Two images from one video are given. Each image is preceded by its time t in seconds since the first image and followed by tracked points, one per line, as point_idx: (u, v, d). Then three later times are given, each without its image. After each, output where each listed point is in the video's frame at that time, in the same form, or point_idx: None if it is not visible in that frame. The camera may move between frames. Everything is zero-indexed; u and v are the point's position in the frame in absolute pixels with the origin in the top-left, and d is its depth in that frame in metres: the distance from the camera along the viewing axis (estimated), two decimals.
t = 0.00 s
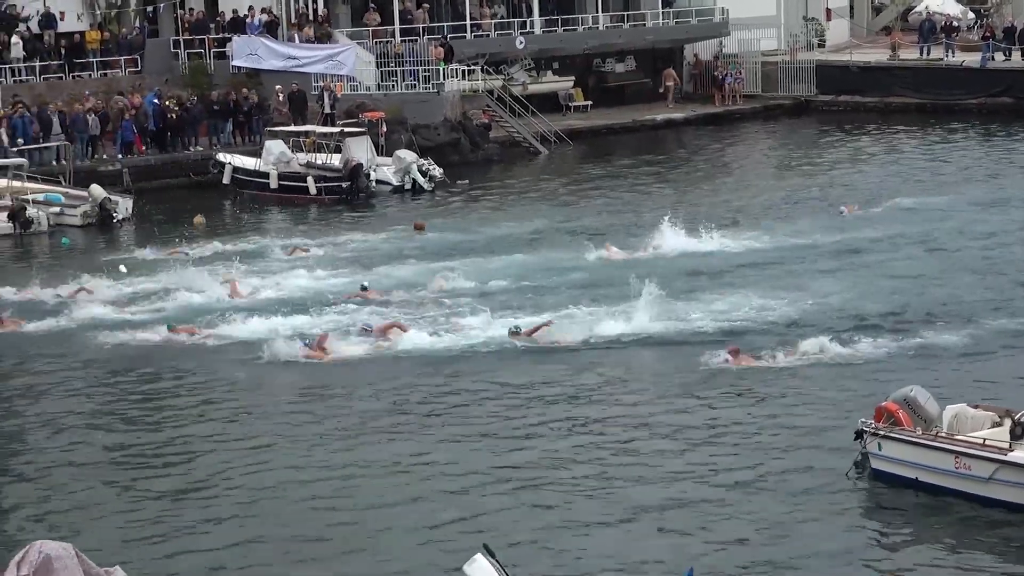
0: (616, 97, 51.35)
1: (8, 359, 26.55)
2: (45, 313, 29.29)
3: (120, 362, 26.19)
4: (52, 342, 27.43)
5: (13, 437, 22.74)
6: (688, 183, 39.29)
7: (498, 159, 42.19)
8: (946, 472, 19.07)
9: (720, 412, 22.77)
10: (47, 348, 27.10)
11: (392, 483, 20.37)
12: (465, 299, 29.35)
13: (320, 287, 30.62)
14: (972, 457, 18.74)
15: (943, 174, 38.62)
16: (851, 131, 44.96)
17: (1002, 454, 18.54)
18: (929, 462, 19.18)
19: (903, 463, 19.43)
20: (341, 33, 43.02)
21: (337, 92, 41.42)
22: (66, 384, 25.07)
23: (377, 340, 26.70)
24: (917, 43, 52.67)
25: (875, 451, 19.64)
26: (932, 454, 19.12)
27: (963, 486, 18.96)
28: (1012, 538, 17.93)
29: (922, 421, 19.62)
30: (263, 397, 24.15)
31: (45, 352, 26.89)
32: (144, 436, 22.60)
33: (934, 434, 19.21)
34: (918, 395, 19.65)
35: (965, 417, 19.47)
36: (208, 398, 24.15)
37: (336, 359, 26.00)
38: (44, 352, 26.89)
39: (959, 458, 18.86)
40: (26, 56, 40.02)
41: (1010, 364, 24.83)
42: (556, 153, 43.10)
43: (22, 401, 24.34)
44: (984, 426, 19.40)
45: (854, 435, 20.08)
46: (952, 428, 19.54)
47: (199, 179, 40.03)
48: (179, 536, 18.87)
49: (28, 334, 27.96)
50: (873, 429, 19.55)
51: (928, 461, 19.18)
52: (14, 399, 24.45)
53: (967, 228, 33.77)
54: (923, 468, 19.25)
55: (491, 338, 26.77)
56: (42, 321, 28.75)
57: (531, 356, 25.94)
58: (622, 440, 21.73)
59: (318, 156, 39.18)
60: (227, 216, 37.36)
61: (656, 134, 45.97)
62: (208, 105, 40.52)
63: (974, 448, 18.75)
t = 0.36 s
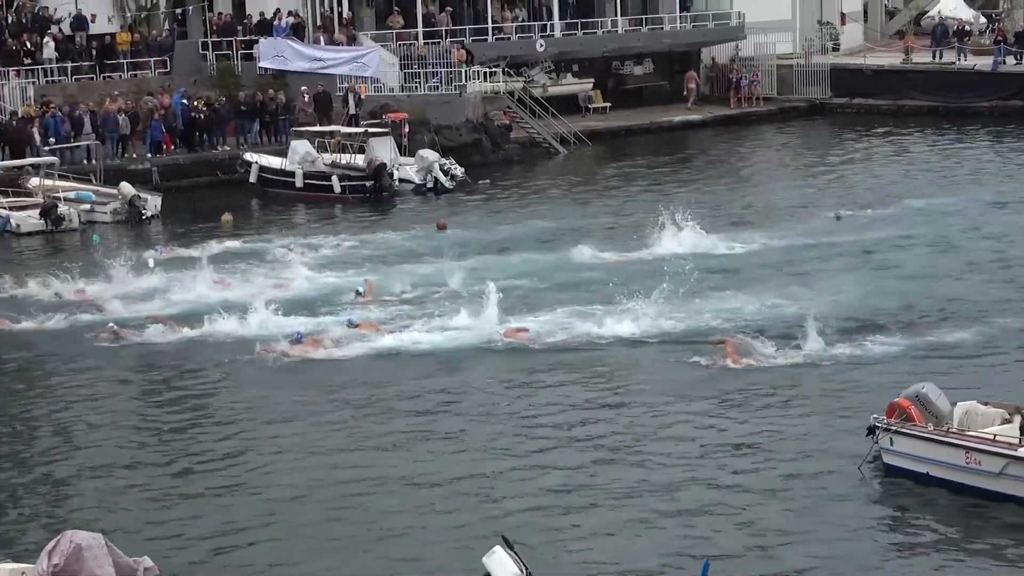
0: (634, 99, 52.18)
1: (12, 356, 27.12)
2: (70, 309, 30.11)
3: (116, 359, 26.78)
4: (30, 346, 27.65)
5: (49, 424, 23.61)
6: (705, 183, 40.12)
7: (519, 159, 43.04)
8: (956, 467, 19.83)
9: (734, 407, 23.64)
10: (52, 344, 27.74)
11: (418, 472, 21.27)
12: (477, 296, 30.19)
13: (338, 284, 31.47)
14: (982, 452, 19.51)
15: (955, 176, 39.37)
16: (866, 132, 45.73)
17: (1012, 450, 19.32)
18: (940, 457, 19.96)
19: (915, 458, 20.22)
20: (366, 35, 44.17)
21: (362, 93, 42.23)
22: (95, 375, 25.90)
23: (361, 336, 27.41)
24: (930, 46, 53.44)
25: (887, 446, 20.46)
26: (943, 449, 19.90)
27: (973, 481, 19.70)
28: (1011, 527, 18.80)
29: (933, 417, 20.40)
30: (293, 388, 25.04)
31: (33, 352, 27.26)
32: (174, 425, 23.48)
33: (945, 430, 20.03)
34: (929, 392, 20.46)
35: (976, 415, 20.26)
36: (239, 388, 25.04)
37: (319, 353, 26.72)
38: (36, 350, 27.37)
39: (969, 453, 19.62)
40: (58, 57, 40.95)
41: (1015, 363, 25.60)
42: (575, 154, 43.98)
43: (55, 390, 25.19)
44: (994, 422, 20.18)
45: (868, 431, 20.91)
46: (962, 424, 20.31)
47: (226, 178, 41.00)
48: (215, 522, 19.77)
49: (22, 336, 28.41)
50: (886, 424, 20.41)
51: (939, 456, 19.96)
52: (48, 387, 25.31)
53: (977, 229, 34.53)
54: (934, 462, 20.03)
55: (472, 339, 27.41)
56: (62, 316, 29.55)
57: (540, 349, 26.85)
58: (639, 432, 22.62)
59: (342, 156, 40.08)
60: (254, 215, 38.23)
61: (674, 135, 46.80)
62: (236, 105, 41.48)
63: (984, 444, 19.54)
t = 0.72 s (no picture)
0: (656, 101, 53.10)
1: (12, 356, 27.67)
2: (103, 303, 31.04)
3: (125, 355, 27.37)
4: (23, 347, 28.04)
5: (88, 407, 24.60)
6: (723, 184, 40.93)
7: (542, 160, 44.28)
8: (971, 463, 20.21)
9: (750, 398, 24.48)
10: (59, 342, 28.28)
11: (443, 451, 22.11)
12: (497, 295, 31.01)
13: (364, 281, 32.39)
14: (996, 449, 19.87)
15: (970, 179, 40.05)
16: (883, 135, 46.47)
17: None
18: (955, 453, 20.34)
19: (931, 454, 20.61)
20: (395, 39, 45.27)
21: (390, 95, 43.20)
22: (130, 365, 26.82)
23: (356, 337, 27.99)
24: (947, 52, 54.21)
25: (903, 442, 20.87)
26: (958, 446, 20.29)
27: (988, 477, 20.07)
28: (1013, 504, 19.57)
29: (948, 414, 20.86)
30: (323, 374, 25.94)
31: (37, 352, 27.72)
32: (208, 406, 24.42)
33: (961, 427, 20.39)
34: (945, 389, 20.90)
35: (990, 413, 20.67)
36: (270, 375, 25.94)
37: (314, 352, 27.25)
38: (43, 348, 27.91)
39: (984, 450, 19.99)
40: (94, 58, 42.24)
41: None
42: (599, 155, 44.89)
43: (92, 376, 26.17)
44: (1008, 421, 20.59)
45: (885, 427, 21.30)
46: (977, 422, 20.73)
47: (258, 178, 42.21)
48: (246, 495, 20.63)
49: (12, 340, 28.71)
50: (902, 421, 20.80)
51: (954, 452, 20.35)
52: (84, 375, 26.20)
53: (989, 233, 35.22)
54: (950, 458, 20.41)
55: (469, 343, 27.75)
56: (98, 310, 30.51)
57: (562, 343, 27.73)
58: (658, 417, 23.46)
59: (371, 157, 41.08)
60: (283, 213, 39.14)
61: (695, 137, 47.65)
62: (267, 106, 42.74)
63: (998, 441, 19.89)
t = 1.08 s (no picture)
0: (678, 105, 54.06)
1: (26, 355, 28.30)
2: (130, 302, 31.91)
3: (144, 355, 28.07)
4: (34, 347, 28.74)
5: (125, 398, 25.54)
6: (743, 187, 41.73)
7: (566, 163, 44.89)
8: (987, 462, 20.54)
9: (765, 395, 25.29)
10: (74, 343, 28.98)
11: (464, 441, 22.93)
12: (517, 295, 31.89)
13: (389, 281, 33.31)
14: (1012, 448, 20.20)
15: (986, 183, 40.75)
16: (901, 140, 47.24)
17: None
18: (971, 452, 20.68)
19: (947, 453, 20.94)
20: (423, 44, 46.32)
21: (417, 100, 44.28)
22: (161, 361, 27.69)
23: (353, 343, 28.31)
24: (964, 58, 55.07)
25: (919, 441, 21.19)
26: (974, 445, 20.62)
27: (1003, 476, 20.41)
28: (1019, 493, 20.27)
29: (964, 413, 21.24)
30: (354, 370, 26.85)
31: (51, 354, 28.31)
32: (242, 398, 25.35)
33: (976, 427, 20.73)
34: (961, 389, 21.25)
35: (1004, 411, 20.96)
36: (302, 372, 26.85)
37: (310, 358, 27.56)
38: (59, 349, 28.57)
39: (1000, 449, 20.33)
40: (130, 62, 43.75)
41: None
42: (623, 158, 45.79)
43: (126, 370, 27.12)
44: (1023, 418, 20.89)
45: (901, 426, 21.62)
46: (992, 420, 21.05)
47: (290, 178, 43.15)
48: (273, 479, 21.44)
49: (22, 339, 29.37)
50: (918, 420, 21.12)
51: (970, 451, 20.67)
52: (120, 369, 27.19)
53: (1004, 236, 35.92)
54: (965, 457, 20.73)
55: (465, 343, 28.42)
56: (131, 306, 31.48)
57: (581, 342, 28.61)
58: (673, 412, 24.28)
59: (399, 159, 41.97)
60: (313, 214, 40.14)
61: (716, 141, 48.49)
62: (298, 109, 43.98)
63: (1014, 441, 20.21)
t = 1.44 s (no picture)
0: (697, 110, 55.17)
1: (47, 353, 29.14)
2: (149, 302, 32.84)
3: (164, 355, 28.96)
4: (44, 346, 29.66)
5: (154, 396, 26.44)
6: (761, 191, 42.48)
7: (588, 166, 45.99)
8: (999, 460, 21.03)
9: (777, 393, 26.05)
10: (91, 344, 29.83)
11: (482, 439, 23.77)
12: (535, 295, 32.82)
13: (410, 281, 34.25)
14: None
15: (1001, 187, 41.43)
16: (918, 144, 47.97)
17: None
18: (984, 450, 21.18)
19: (960, 450, 21.47)
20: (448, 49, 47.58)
21: (442, 105, 45.27)
22: (171, 361, 28.57)
23: (342, 342, 29.27)
24: (979, 64, 56.04)
25: (933, 439, 21.74)
26: (987, 443, 21.12)
27: (1016, 473, 20.89)
28: None
29: (978, 412, 21.73)
30: (378, 370, 27.73)
31: (68, 353, 29.20)
32: (269, 397, 26.23)
33: (989, 425, 21.23)
34: (975, 389, 21.74)
35: (1018, 410, 21.39)
36: (328, 371, 27.74)
37: (300, 357, 28.52)
38: (82, 349, 29.45)
39: (1013, 447, 20.81)
40: (163, 68, 45.00)
41: None
42: (643, 162, 46.68)
43: (154, 370, 28.04)
44: None
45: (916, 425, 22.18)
46: (1005, 420, 21.47)
47: (317, 181, 44.11)
48: (299, 478, 22.27)
49: (30, 338, 30.24)
50: (932, 418, 21.68)
51: (983, 449, 21.17)
52: (146, 369, 28.10)
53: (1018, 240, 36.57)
54: (979, 455, 21.25)
55: (436, 347, 29.12)
56: (161, 305, 32.55)
57: (595, 342, 29.45)
58: (688, 410, 25.07)
59: (424, 162, 42.93)
60: (340, 216, 41.11)
61: (736, 145, 49.35)
62: (326, 114, 45.00)
63: None
